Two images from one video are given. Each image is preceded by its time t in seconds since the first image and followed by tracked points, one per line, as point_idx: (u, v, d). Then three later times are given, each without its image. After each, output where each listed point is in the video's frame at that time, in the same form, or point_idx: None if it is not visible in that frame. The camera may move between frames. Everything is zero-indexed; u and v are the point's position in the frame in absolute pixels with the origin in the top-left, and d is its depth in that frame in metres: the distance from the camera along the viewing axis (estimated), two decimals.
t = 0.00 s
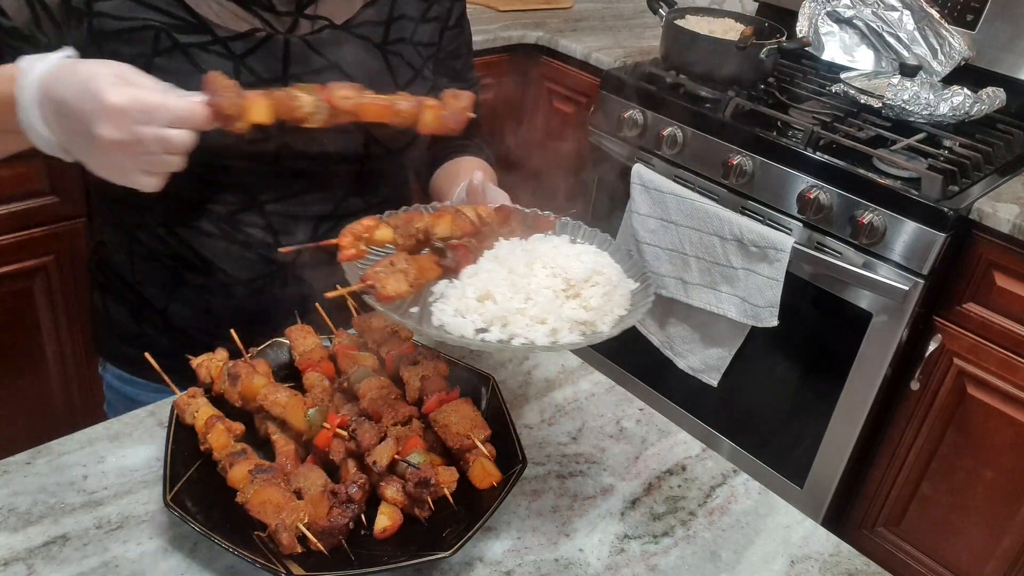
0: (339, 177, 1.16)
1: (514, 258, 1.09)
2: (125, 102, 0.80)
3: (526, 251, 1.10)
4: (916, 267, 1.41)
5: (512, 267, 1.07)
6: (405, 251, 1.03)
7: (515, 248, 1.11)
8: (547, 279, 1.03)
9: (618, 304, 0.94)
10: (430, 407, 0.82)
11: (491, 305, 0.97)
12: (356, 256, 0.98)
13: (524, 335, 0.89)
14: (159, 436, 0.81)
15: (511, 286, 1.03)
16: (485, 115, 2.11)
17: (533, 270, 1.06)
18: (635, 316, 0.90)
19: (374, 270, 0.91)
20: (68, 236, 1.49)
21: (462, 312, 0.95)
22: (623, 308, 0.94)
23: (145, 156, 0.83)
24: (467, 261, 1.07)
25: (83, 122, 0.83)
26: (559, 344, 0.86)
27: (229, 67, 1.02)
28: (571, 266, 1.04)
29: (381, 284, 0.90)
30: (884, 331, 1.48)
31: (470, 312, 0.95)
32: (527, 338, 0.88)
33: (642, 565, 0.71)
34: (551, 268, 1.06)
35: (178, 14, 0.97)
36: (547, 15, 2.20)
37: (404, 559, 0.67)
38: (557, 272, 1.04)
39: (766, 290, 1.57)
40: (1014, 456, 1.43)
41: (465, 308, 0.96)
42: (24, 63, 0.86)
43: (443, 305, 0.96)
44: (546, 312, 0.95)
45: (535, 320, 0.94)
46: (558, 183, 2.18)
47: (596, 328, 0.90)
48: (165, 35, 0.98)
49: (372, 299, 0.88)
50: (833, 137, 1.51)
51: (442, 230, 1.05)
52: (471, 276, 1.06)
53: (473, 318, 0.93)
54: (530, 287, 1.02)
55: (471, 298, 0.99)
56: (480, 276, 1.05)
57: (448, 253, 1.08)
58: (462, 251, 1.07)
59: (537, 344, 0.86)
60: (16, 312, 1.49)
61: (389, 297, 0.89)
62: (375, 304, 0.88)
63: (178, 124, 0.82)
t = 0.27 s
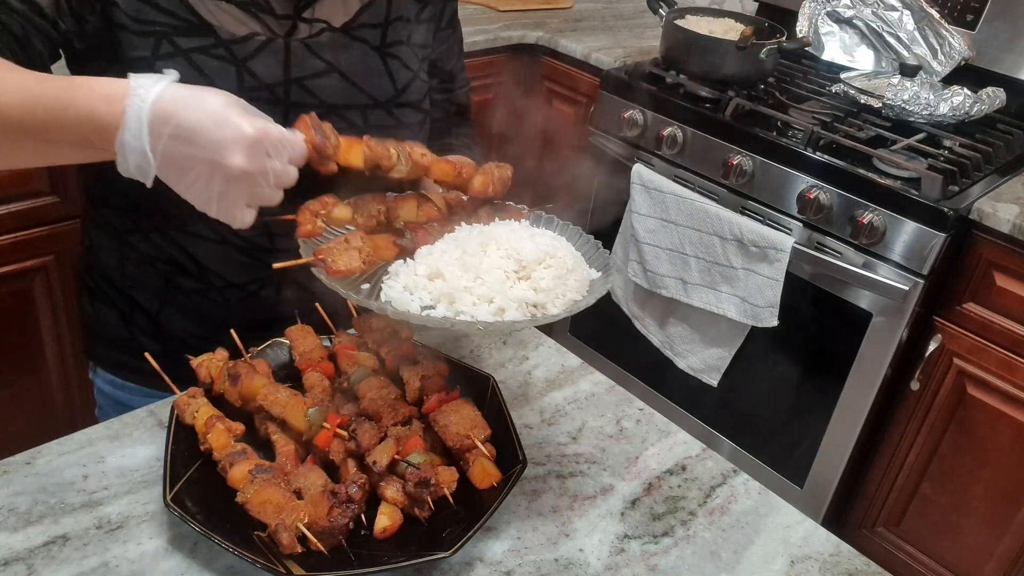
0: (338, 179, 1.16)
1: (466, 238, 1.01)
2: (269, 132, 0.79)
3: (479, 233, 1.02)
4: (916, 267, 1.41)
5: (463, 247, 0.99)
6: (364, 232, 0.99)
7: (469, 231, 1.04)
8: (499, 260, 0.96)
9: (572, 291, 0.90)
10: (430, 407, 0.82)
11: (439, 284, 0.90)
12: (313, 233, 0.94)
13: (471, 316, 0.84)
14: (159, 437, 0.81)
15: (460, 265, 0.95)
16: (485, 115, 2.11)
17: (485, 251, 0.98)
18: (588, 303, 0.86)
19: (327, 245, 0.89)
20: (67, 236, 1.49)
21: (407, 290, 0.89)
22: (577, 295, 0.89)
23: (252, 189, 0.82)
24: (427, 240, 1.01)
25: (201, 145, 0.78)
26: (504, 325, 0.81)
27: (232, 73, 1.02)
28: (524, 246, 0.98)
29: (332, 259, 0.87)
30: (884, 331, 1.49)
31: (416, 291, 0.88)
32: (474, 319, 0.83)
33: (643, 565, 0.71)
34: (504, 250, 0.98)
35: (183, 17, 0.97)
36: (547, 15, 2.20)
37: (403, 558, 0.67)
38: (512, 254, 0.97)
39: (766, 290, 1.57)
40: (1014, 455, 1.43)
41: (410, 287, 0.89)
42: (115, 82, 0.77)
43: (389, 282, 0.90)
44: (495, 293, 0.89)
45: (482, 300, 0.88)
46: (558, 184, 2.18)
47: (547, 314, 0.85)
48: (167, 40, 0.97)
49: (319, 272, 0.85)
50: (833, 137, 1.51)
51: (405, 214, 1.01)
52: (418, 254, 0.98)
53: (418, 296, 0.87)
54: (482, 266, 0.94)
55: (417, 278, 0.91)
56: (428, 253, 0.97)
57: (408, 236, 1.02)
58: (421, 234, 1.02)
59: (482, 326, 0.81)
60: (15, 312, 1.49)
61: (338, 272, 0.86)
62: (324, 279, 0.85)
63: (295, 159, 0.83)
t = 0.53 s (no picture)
0: (338, 180, 1.16)
1: (455, 229, 0.99)
2: (298, 181, 0.81)
3: (469, 223, 1.01)
4: (916, 267, 1.41)
5: (454, 238, 0.97)
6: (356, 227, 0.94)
7: (460, 222, 1.02)
8: (490, 250, 0.94)
9: (565, 279, 0.89)
10: (430, 407, 0.82)
11: (431, 277, 0.88)
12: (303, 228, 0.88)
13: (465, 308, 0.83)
14: (159, 437, 0.81)
15: (452, 256, 0.94)
16: (485, 115, 2.12)
17: (475, 242, 0.96)
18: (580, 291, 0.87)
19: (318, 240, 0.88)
20: (67, 237, 1.49)
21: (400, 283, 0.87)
22: (570, 284, 0.89)
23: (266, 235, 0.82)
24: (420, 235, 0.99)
25: (232, 181, 0.78)
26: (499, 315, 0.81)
27: (236, 74, 1.01)
28: (514, 235, 0.97)
29: (326, 255, 0.86)
30: (884, 331, 1.49)
31: (409, 284, 0.87)
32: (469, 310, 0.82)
33: (643, 565, 0.71)
34: (494, 239, 0.97)
35: (188, 19, 0.97)
36: (547, 15, 2.19)
37: (404, 558, 0.67)
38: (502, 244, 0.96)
39: (765, 290, 1.57)
40: (1014, 455, 1.43)
41: (403, 280, 0.88)
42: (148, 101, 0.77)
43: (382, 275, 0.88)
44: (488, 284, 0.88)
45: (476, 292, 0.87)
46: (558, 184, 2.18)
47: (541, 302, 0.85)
48: (170, 42, 0.97)
49: (313, 270, 0.85)
50: (833, 137, 1.51)
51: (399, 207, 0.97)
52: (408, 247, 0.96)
53: (411, 289, 0.85)
54: (474, 258, 0.93)
55: (409, 270, 0.90)
56: (418, 246, 0.95)
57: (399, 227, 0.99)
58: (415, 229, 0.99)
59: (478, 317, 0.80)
60: (15, 312, 1.49)
61: (331, 267, 0.85)
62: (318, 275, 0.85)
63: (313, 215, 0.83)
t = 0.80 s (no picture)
0: (338, 180, 1.16)
1: (454, 234, 0.99)
2: (257, 170, 0.64)
3: (468, 228, 1.00)
4: (916, 267, 1.41)
5: (453, 242, 0.97)
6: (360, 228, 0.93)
7: (460, 226, 1.02)
8: (489, 254, 0.94)
9: (562, 285, 0.89)
10: (430, 406, 0.82)
11: (428, 279, 0.88)
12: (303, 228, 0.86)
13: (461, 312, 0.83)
14: (159, 436, 0.81)
15: (450, 261, 0.93)
16: (486, 115, 2.12)
17: (473, 246, 0.96)
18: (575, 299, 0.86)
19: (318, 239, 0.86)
20: (67, 237, 1.49)
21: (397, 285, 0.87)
22: (567, 291, 0.88)
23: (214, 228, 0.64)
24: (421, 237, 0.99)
25: (172, 166, 0.62)
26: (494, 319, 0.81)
27: (236, 75, 1.02)
28: (514, 242, 0.96)
29: (324, 254, 0.85)
30: (884, 331, 1.49)
31: (406, 286, 0.87)
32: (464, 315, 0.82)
33: (643, 565, 0.71)
34: (492, 244, 0.96)
35: (187, 20, 0.98)
36: (547, 15, 2.20)
37: (404, 558, 0.67)
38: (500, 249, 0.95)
39: (765, 290, 1.57)
40: (1014, 455, 1.43)
41: (400, 282, 0.87)
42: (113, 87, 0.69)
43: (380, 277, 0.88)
44: (484, 288, 0.87)
45: (471, 296, 0.86)
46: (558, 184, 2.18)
47: (537, 309, 0.85)
48: (170, 45, 0.98)
49: (311, 269, 0.84)
50: (833, 137, 1.51)
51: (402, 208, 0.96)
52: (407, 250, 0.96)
53: (408, 291, 0.85)
54: (472, 262, 0.93)
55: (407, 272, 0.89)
56: (416, 249, 0.95)
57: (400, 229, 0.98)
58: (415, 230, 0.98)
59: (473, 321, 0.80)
60: (15, 312, 1.49)
61: (328, 265, 0.84)
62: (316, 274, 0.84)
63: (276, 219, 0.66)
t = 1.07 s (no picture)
0: (338, 180, 1.16)
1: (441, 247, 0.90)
2: (66, 190, 0.60)
3: (457, 239, 0.91)
4: (916, 267, 1.41)
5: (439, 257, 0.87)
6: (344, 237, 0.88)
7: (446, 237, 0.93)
8: (475, 272, 0.84)
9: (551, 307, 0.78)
10: (430, 406, 0.82)
11: (406, 296, 0.78)
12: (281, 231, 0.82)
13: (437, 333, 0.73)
14: (159, 436, 0.81)
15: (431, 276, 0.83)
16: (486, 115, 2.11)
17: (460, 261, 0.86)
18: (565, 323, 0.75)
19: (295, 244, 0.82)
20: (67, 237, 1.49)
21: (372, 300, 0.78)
22: (553, 315, 0.76)
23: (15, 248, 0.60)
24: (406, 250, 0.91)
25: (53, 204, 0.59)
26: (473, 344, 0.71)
27: (225, 82, 1.02)
28: (501, 258, 0.86)
29: (302, 262, 0.79)
30: (883, 331, 1.49)
31: (382, 302, 0.77)
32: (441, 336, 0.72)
33: (643, 565, 0.71)
34: (480, 259, 0.86)
35: (177, 29, 0.98)
36: (547, 15, 2.20)
37: (404, 558, 0.67)
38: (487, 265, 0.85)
39: (766, 290, 1.57)
40: (1014, 455, 1.43)
41: (377, 296, 0.78)
42: None
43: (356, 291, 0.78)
44: (465, 309, 0.77)
45: (451, 316, 0.76)
46: (557, 184, 2.18)
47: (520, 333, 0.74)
48: (160, 54, 0.98)
49: (286, 278, 0.77)
50: (833, 137, 1.51)
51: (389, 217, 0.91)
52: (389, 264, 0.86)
53: (384, 307, 0.76)
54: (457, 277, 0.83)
55: (385, 287, 0.80)
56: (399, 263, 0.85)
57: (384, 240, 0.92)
58: (400, 240, 0.92)
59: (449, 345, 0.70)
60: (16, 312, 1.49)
61: (306, 274, 0.78)
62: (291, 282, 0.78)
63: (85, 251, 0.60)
